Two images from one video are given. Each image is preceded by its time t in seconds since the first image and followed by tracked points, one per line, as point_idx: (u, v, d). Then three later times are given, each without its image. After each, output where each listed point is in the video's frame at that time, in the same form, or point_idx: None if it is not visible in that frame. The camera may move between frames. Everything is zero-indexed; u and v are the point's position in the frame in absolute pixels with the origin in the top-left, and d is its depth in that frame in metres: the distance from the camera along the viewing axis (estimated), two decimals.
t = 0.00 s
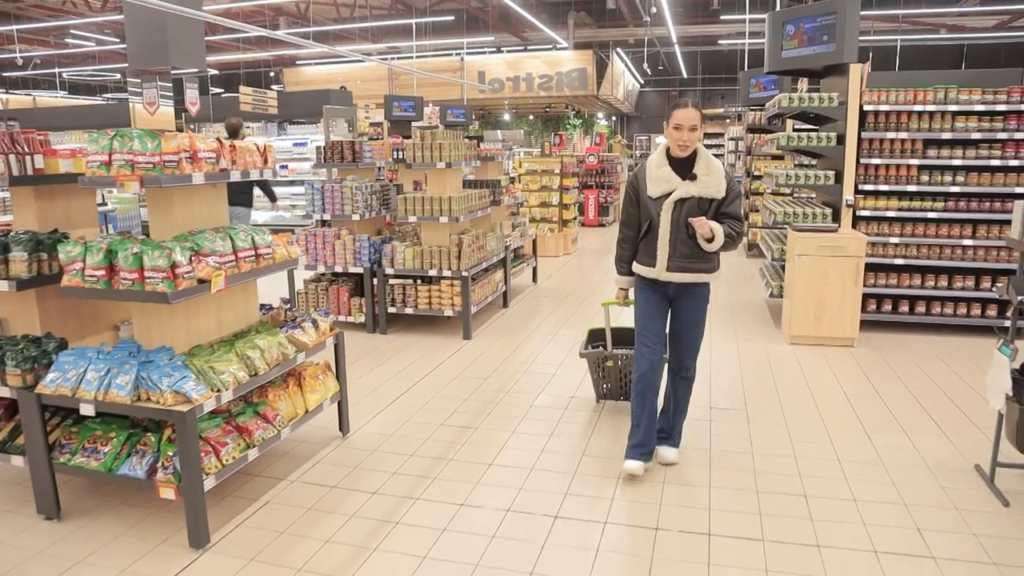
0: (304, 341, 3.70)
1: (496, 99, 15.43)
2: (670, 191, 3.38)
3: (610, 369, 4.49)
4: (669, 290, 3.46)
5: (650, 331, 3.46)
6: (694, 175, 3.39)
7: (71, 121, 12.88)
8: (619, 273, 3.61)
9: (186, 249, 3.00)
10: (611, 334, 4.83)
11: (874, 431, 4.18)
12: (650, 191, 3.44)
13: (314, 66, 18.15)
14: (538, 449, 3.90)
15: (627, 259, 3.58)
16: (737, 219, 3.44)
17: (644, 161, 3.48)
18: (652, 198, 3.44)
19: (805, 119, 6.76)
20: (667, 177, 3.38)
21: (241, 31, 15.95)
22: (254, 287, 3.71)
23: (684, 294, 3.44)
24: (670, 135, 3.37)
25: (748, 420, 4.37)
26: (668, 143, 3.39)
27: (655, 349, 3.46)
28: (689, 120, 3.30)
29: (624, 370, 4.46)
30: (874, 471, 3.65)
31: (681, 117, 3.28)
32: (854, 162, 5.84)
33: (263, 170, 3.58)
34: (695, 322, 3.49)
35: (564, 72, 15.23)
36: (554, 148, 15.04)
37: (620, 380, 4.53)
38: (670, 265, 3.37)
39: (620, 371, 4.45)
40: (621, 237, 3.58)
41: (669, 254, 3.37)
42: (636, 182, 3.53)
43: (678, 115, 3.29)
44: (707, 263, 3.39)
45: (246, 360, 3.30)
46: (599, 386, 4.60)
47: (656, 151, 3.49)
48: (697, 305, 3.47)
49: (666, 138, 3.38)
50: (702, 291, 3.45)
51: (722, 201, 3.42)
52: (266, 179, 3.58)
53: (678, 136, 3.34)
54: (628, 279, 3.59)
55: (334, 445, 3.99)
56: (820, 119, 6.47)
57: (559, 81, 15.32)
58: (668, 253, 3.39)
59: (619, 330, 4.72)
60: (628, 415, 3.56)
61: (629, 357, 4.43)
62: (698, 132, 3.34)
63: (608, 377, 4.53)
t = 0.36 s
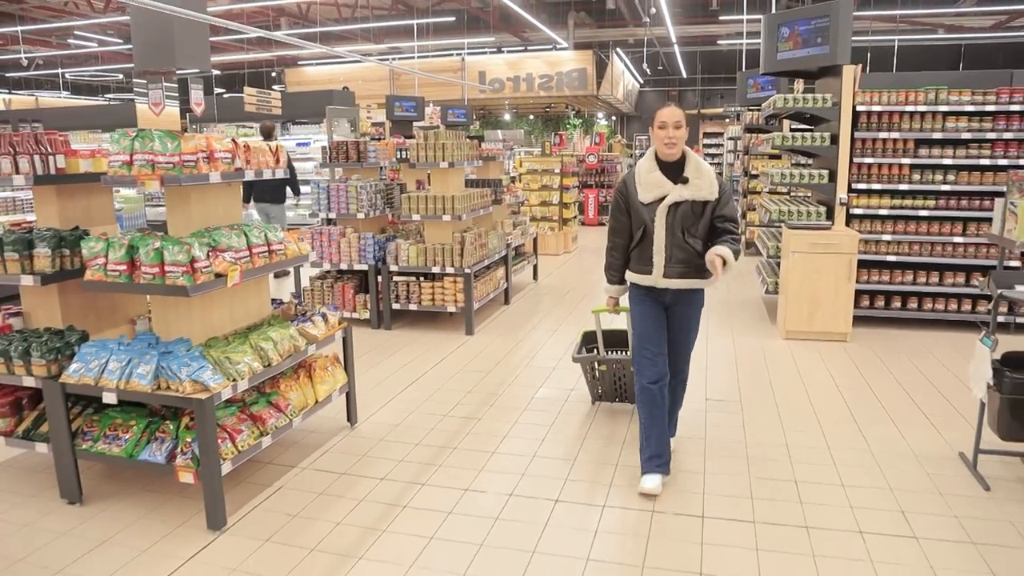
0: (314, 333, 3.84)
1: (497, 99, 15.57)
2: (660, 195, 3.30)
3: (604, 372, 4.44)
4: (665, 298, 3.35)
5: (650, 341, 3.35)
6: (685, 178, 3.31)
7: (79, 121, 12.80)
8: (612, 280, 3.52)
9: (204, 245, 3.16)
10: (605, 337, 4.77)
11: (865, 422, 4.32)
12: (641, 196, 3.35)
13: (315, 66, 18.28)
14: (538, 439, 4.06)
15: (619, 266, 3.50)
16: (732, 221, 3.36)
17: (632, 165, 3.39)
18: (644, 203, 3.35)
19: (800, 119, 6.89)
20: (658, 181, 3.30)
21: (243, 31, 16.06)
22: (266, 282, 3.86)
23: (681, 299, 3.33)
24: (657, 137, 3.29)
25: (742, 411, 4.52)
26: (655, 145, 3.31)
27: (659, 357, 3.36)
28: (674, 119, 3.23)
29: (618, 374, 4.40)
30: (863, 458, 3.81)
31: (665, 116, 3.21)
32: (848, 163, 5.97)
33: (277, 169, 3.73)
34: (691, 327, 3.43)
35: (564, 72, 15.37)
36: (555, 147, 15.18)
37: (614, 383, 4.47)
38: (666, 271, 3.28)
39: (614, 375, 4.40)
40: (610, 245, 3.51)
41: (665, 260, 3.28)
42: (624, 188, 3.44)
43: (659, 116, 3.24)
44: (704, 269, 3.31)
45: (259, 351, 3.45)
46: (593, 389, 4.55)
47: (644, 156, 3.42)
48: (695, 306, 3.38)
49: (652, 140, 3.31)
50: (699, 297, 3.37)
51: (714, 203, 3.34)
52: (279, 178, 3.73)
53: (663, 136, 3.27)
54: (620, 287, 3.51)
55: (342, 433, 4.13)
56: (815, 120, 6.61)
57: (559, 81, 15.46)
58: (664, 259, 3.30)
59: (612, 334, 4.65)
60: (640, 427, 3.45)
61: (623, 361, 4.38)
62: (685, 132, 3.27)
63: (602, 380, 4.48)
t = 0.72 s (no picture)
0: (325, 325, 4.01)
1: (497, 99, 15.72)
2: (648, 188, 3.40)
3: (598, 373, 4.36)
4: (653, 294, 3.45)
5: (637, 339, 3.50)
6: (671, 170, 3.42)
7: (80, 121, 12.43)
8: (602, 276, 3.59)
9: (222, 238, 3.31)
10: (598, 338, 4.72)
11: (854, 410, 4.49)
12: (627, 190, 3.43)
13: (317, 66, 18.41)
14: (540, 426, 4.24)
15: (609, 263, 3.58)
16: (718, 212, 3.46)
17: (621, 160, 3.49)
18: (630, 197, 3.43)
19: (796, 119, 7.05)
20: (646, 174, 3.40)
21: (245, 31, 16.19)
22: (279, 275, 4.02)
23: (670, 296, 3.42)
24: (645, 129, 3.41)
25: (736, 400, 4.70)
26: (643, 137, 3.42)
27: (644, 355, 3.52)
28: (662, 109, 3.36)
29: (612, 375, 4.34)
30: (850, 443, 3.98)
31: (654, 106, 3.34)
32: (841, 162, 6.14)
33: (290, 167, 3.91)
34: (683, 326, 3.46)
35: (564, 72, 15.52)
36: (555, 147, 15.34)
37: (608, 385, 4.40)
38: (654, 264, 3.36)
39: (607, 376, 4.32)
40: (600, 243, 3.57)
41: (652, 254, 3.36)
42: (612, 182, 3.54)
43: (647, 107, 3.37)
44: (692, 261, 3.38)
45: (275, 341, 3.61)
46: (587, 391, 4.49)
47: (632, 150, 3.51)
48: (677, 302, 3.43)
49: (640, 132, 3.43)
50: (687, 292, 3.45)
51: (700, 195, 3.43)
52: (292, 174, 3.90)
53: (651, 125, 3.38)
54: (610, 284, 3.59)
55: (351, 421, 4.30)
56: (810, 120, 6.77)
57: (559, 81, 15.61)
58: (652, 252, 3.38)
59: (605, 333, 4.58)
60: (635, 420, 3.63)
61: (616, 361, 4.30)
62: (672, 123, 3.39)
63: (596, 382, 4.41)
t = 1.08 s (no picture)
0: (340, 317, 4.15)
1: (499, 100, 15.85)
2: (641, 189, 3.30)
3: (596, 376, 4.33)
4: (651, 293, 3.34)
5: (638, 340, 3.47)
6: (667, 171, 3.28)
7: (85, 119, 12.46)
8: (602, 275, 3.53)
9: (244, 233, 3.45)
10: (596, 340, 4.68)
11: (850, 402, 4.64)
12: (623, 190, 3.36)
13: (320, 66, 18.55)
14: (546, 417, 4.39)
15: (610, 263, 3.52)
16: (715, 215, 3.26)
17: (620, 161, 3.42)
18: (627, 197, 3.36)
19: (795, 120, 7.19)
20: (640, 174, 3.29)
21: (250, 31, 16.32)
22: (295, 270, 4.17)
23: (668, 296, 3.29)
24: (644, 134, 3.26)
25: (736, 392, 4.85)
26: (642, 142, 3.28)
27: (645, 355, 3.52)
28: (659, 115, 3.18)
29: (610, 377, 4.31)
30: (846, 433, 4.12)
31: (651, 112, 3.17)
32: (840, 163, 6.29)
33: (307, 165, 4.05)
34: (682, 327, 3.29)
35: (566, 72, 15.66)
36: (557, 146, 15.49)
37: (606, 387, 4.38)
38: (643, 264, 3.27)
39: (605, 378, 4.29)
40: (602, 241, 3.53)
41: (641, 254, 3.27)
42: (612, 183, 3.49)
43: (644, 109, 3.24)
44: (683, 262, 3.22)
45: (293, 332, 3.76)
46: (585, 394, 4.47)
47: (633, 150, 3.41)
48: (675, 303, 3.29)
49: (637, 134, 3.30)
50: (687, 292, 3.28)
51: (699, 196, 3.28)
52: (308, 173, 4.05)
53: (650, 134, 3.22)
54: (610, 282, 3.52)
55: (363, 412, 4.45)
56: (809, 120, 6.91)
57: (560, 81, 15.75)
58: (642, 253, 3.30)
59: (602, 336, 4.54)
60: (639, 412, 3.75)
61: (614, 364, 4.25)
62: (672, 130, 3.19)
63: (594, 385, 4.39)
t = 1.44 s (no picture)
0: (358, 311, 4.32)
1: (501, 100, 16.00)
2: (649, 193, 3.21)
3: (602, 375, 4.38)
4: (655, 301, 3.26)
5: (639, 348, 3.41)
6: (677, 175, 3.17)
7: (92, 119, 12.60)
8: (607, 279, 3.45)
9: (268, 229, 3.61)
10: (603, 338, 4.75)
11: (848, 393, 4.81)
12: (631, 193, 3.27)
13: (324, 66, 18.69)
14: (556, 408, 4.56)
15: (617, 267, 3.43)
16: (723, 225, 3.19)
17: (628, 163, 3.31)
18: (633, 201, 3.27)
19: (795, 120, 7.34)
20: (648, 178, 3.19)
21: (254, 31, 16.45)
22: (314, 265, 4.33)
23: (673, 304, 3.21)
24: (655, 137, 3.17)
25: (738, 384, 5.02)
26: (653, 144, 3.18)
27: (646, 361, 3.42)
28: (672, 119, 3.09)
29: (615, 377, 4.36)
30: (844, 422, 4.29)
31: (665, 116, 3.08)
32: (838, 162, 6.46)
33: (326, 163, 4.23)
34: (683, 335, 3.21)
35: (567, 72, 15.81)
36: (559, 146, 15.64)
37: (612, 385, 4.42)
38: (646, 272, 3.18)
39: (611, 378, 4.34)
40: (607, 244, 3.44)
41: (646, 260, 3.18)
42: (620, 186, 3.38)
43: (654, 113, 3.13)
44: (689, 271, 3.15)
45: (314, 324, 3.92)
46: (591, 392, 4.51)
47: (642, 153, 3.31)
48: (679, 313, 3.21)
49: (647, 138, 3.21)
50: (691, 300, 3.22)
51: (709, 203, 3.20)
52: (327, 171, 4.23)
53: (661, 137, 3.13)
54: (615, 287, 3.44)
55: (378, 402, 4.60)
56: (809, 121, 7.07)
57: (562, 81, 15.90)
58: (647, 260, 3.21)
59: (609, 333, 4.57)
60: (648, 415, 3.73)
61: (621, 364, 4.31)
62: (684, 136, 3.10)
63: (599, 383, 4.43)
